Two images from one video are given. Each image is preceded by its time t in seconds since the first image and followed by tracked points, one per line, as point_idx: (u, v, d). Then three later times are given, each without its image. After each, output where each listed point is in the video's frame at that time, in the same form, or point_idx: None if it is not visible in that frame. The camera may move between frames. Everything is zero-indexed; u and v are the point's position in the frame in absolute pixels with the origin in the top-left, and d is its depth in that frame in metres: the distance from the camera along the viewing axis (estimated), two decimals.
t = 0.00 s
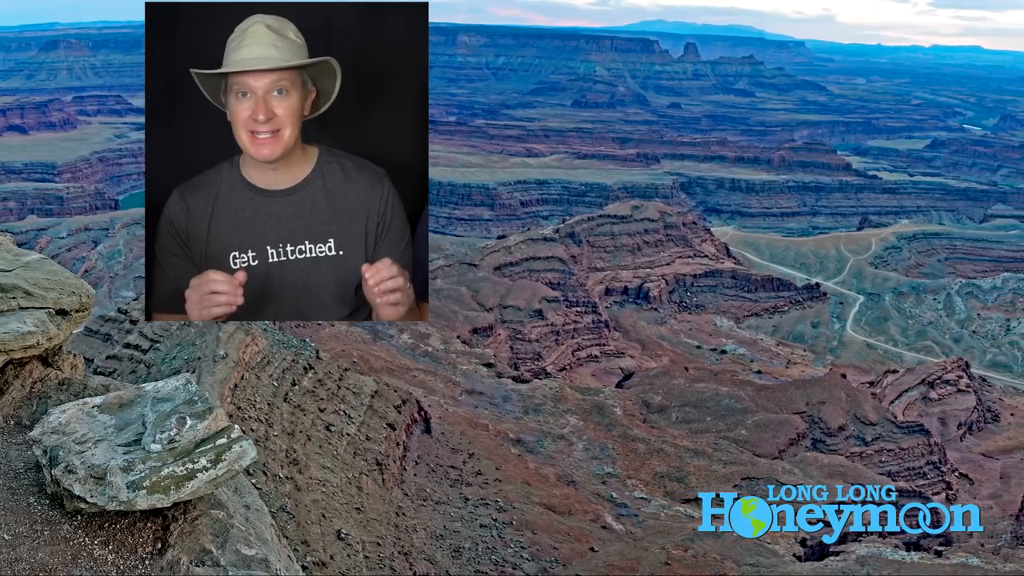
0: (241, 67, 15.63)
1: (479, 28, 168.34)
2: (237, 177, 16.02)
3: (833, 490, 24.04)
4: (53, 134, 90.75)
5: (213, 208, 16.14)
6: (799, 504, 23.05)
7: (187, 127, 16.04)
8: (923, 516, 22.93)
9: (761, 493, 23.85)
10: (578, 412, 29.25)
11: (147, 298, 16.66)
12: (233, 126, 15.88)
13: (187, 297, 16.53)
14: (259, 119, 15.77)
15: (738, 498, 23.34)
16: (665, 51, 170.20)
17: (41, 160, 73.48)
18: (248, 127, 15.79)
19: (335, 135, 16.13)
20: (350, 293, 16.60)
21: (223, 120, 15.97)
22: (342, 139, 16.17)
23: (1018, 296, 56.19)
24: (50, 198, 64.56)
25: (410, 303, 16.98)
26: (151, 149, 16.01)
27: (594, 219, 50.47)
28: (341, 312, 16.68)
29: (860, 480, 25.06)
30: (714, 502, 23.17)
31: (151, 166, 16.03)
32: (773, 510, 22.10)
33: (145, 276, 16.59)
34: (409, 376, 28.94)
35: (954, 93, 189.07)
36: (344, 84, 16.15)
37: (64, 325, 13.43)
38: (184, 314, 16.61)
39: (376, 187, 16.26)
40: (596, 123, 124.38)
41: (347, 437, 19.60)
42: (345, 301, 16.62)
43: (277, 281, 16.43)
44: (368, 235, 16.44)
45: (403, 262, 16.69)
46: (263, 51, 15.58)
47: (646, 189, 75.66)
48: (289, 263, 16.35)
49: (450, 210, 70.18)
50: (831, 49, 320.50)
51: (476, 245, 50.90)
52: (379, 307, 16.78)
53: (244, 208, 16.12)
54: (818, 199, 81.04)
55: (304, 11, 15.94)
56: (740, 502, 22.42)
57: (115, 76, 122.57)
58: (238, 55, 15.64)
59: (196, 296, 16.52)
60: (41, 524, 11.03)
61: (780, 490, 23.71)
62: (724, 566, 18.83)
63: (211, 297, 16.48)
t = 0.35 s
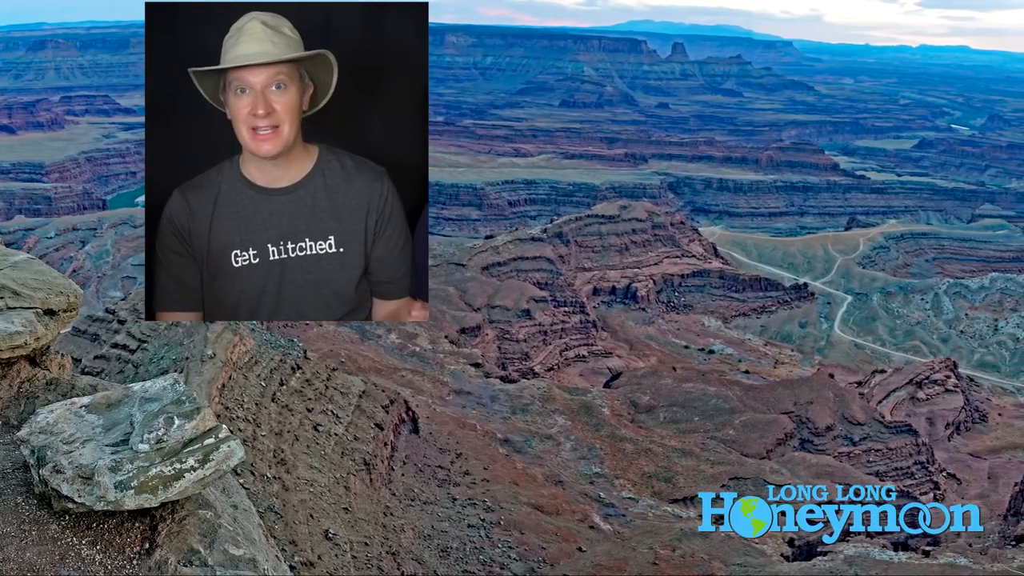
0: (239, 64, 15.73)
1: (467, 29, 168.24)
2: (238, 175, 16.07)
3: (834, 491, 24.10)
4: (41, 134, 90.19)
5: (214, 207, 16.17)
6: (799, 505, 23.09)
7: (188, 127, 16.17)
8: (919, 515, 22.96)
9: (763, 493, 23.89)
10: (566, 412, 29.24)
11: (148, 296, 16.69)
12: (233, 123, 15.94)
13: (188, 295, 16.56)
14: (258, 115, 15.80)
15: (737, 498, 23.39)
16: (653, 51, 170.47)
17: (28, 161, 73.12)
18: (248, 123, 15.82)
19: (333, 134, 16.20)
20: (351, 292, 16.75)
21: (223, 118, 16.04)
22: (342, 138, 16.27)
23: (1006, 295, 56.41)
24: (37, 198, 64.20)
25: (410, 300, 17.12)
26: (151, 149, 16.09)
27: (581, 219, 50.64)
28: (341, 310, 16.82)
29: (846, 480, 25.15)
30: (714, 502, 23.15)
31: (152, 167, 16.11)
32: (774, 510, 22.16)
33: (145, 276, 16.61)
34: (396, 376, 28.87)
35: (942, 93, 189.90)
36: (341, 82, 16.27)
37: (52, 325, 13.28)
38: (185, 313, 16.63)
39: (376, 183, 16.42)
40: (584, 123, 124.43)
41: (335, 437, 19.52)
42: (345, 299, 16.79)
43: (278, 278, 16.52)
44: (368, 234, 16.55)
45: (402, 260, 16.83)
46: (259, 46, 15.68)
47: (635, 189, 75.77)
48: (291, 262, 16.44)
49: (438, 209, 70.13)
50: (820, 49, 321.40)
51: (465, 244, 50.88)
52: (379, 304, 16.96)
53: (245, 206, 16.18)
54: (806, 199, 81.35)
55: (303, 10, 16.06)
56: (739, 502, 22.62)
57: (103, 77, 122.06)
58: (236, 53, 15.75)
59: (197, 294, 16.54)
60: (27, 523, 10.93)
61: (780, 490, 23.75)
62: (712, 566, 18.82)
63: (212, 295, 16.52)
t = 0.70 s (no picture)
0: (242, 60, 15.31)
1: (455, 29, 168.27)
2: (239, 173, 15.73)
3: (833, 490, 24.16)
4: (28, 134, 89.76)
5: (214, 205, 15.85)
6: (799, 505, 23.10)
7: (189, 123, 15.81)
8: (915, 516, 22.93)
9: (762, 493, 23.86)
10: (553, 412, 29.23)
11: (147, 295, 16.31)
12: (234, 119, 15.59)
13: (187, 293, 16.21)
14: (262, 111, 15.45)
15: (738, 498, 23.42)
16: (640, 51, 170.79)
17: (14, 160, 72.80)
18: (251, 118, 15.47)
19: (334, 132, 15.86)
20: (350, 290, 16.35)
21: (225, 114, 15.67)
22: (342, 137, 15.93)
23: (993, 295, 56.65)
24: (24, 198, 63.94)
25: (409, 298, 16.78)
26: (151, 145, 15.70)
27: (569, 219, 50.76)
28: (340, 309, 16.46)
29: (832, 479, 25.27)
30: (715, 502, 23.19)
31: (151, 162, 15.73)
32: (772, 510, 22.16)
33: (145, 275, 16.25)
34: (384, 376, 28.79)
35: (929, 93, 190.84)
36: (342, 80, 15.94)
37: (40, 325, 13.13)
38: (184, 312, 16.28)
39: (376, 183, 16.07)
40: (572, 123, 124.58)
41: (323, 437, 19.45)
42: (344, 298, 16.40)
43: (277, 277, 16.14)
44: (367, 232, 16.19)
45: (402, 259, 16.48)
46: (265, 44, 15.25)
47: (623, 189, 75.92)
48: (290, 259, 16.04)
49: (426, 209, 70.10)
50: (808, 49, 322.36)
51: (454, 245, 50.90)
52: (379, 303, 16.61)
53: (245, 204, 15.83)
54: (793, 198, 81.62)
55: (303, 8, 15.68)
56: (739, 502, 22.70)
57: (91, 77, 121.62)
58: (238, 48, 15.32)
59: (197, 293, 16.19)
60: (12, 524, 10.79)
61: (780, 490, 23.78)
62: (700, 566, 18.83)
63: (211, 294, 16.16)
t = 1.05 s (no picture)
0: (243, 61, 15.15)
1: (443, 28, 168.15)
2: (240, 173, 15.53)
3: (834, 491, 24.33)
4: (15, 133, 89.32)
5: (214, 205, 15.61)
6: (798, 504, 23.22)
7: (188, 122, 15.55)
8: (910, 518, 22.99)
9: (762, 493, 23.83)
10: (541, 412, 29.21)
11: (147, 295, 16.06)
12: (234, 119, 15.39)
13: (187, 294, 15.94)
14: (263, 111, 15.27)
15: (738, 498, 23.51)
16: (628, 51, 171.02)
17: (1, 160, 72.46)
18: (252, 119, 15.28)
19: (334, 133, 15.69)
20: (349, 290, 16.16)
21: (225, 114, 15.46)
22: (342, 137, 15.75)
23: (981, 295, 56.86)
24: (12, 198, 63.68)
25: (410, 299, 16.54)
26: (150, 145, 15.43)
27: (557, 219, 50.88)
28: (340, 309, 16.25)
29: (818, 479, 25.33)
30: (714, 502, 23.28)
31: (151, 163, 15.43)
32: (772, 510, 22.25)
33: (144, 275, 16.01)
34: (372, 376, 28.68)
35: (917, 93, 191.68)
36: (341, 82, 15.73)
37: (28, 325, 13.02)
38: (183, 313, 16.01)
39: (375, 183, 15.89)
40: (560, 123, 124.63)
41: (311, 437, 19.35)
42: (344, 298, 16.21)
43: (277, 278, 15.90)
44: (367, 232, 16.01)
45: (402, 259, 16.27)
46: (268, 44, 15.10)
47: (611, 190, 75.97)
48: (290, 260, 15.82)
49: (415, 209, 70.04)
50: (796, 49, 323.41)
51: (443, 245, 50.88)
52: (379, 304, 16.38)
53: (245, 205, 15.63)
54: (781, 198, 81.84)
55: (302, 8, 15.45)
56: (739, 502, 22.83)
57: (78, 77, 121.19)
58: (238, 48, 15.14)
59: (196, 293, 15.93)
60: None
61: (780, 490, 23.88)
62: (688, 566, 18.80)
63: (211, 294, 15.88)
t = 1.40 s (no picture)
0: (245, 61, 14.80)
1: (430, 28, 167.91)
2: (240, 172, 15.16)
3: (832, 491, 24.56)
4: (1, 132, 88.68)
5: (214, 204, 15.21)
6: (797, 504, 23.21)
7: (189, 122, 15.22)
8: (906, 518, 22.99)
9: (761, 493, 23.94)
10: (528, 412, 29.17)
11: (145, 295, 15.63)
12: (235, 119, 15.06)
13: (186, 295, 15.54)
14: (264, 111, 14.92)
15: (737, 498, 23.42)
16: (616, 51, 171.23)
17: None
18: (253, 119, 14.93)
19: (334, 133, 15.35)
20: (351, 290, 15.69)
21: (227, 114, 15.14)
22: (343, 138, 15.40)
23: (968, 295, 57.15)
24: None
25: (411, 300, 16.03)
26: (150, 144, 15.11)
27: (544, 219, 50.97)
28: (341, 310, 15.78)
29: (803, 478, 25.46)
30: (714, 502, 23.31)
31: (151, 163, 15.10)
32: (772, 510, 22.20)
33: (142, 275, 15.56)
34: (359, 376, 28.58)
35: (905, 93, 192.47)
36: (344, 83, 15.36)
37: (15, 325, 12.96)
38: (183, 314, 15.60)
39: (376, 183, 15.51)
40: (547, 123, 124.67)
41: (298, 437, 19.27)
42: (345, 298, 15.73)
43: (277, 278, 15.49)
44: (368, 233, 15.59)
45: (404, 259, 15.79)
46: (271, 45, 14.74)
47: (599, 190, 76.03)
48: (289, 260, 15.41)
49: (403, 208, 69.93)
50: (783, 49, 324.50)
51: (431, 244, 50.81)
52: (380, 304, 15.89)
53: (245, 204, 15.24)
54: (768, 198, 82.06)
55: (304, 8, 15.08)
56: (739, 501, 22.72)
57: (66, 77, 120.59)
58: (239, 48, 14.79)
59: (196, 294, 15.53)
60: None
61: (780, 490, 23.85)
62: (675, 566, 18.80)
63: (210, 295, 15.46)
